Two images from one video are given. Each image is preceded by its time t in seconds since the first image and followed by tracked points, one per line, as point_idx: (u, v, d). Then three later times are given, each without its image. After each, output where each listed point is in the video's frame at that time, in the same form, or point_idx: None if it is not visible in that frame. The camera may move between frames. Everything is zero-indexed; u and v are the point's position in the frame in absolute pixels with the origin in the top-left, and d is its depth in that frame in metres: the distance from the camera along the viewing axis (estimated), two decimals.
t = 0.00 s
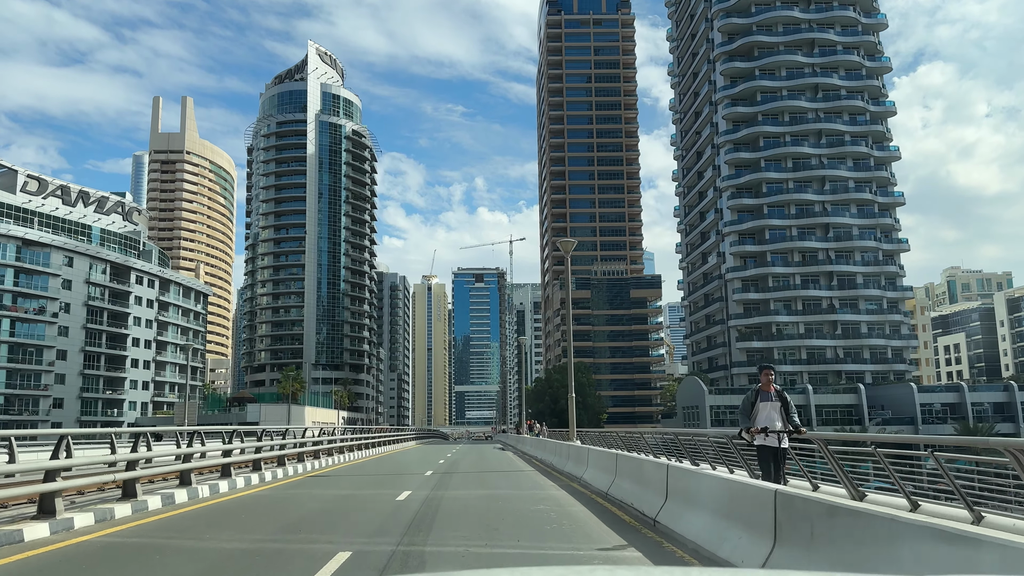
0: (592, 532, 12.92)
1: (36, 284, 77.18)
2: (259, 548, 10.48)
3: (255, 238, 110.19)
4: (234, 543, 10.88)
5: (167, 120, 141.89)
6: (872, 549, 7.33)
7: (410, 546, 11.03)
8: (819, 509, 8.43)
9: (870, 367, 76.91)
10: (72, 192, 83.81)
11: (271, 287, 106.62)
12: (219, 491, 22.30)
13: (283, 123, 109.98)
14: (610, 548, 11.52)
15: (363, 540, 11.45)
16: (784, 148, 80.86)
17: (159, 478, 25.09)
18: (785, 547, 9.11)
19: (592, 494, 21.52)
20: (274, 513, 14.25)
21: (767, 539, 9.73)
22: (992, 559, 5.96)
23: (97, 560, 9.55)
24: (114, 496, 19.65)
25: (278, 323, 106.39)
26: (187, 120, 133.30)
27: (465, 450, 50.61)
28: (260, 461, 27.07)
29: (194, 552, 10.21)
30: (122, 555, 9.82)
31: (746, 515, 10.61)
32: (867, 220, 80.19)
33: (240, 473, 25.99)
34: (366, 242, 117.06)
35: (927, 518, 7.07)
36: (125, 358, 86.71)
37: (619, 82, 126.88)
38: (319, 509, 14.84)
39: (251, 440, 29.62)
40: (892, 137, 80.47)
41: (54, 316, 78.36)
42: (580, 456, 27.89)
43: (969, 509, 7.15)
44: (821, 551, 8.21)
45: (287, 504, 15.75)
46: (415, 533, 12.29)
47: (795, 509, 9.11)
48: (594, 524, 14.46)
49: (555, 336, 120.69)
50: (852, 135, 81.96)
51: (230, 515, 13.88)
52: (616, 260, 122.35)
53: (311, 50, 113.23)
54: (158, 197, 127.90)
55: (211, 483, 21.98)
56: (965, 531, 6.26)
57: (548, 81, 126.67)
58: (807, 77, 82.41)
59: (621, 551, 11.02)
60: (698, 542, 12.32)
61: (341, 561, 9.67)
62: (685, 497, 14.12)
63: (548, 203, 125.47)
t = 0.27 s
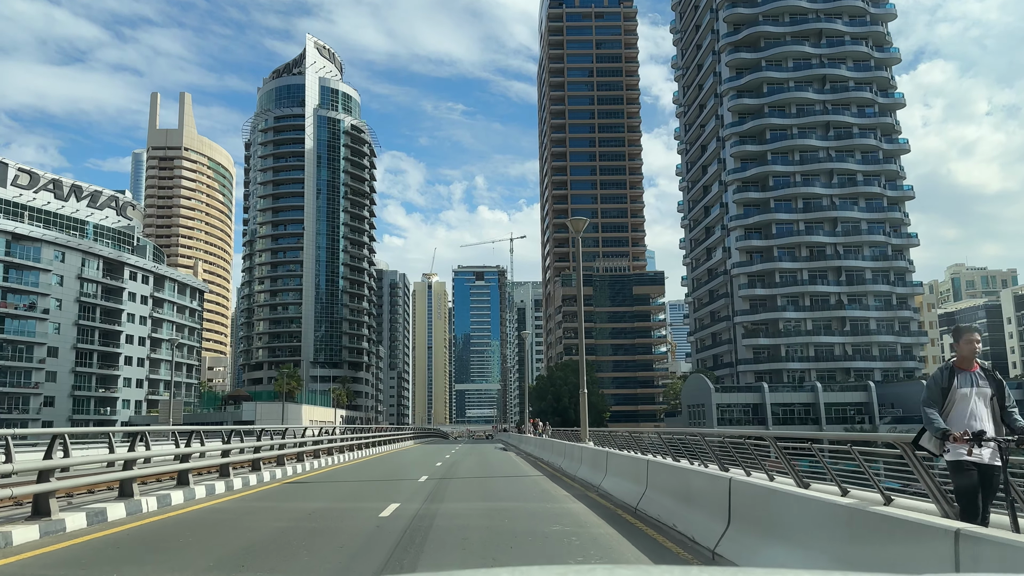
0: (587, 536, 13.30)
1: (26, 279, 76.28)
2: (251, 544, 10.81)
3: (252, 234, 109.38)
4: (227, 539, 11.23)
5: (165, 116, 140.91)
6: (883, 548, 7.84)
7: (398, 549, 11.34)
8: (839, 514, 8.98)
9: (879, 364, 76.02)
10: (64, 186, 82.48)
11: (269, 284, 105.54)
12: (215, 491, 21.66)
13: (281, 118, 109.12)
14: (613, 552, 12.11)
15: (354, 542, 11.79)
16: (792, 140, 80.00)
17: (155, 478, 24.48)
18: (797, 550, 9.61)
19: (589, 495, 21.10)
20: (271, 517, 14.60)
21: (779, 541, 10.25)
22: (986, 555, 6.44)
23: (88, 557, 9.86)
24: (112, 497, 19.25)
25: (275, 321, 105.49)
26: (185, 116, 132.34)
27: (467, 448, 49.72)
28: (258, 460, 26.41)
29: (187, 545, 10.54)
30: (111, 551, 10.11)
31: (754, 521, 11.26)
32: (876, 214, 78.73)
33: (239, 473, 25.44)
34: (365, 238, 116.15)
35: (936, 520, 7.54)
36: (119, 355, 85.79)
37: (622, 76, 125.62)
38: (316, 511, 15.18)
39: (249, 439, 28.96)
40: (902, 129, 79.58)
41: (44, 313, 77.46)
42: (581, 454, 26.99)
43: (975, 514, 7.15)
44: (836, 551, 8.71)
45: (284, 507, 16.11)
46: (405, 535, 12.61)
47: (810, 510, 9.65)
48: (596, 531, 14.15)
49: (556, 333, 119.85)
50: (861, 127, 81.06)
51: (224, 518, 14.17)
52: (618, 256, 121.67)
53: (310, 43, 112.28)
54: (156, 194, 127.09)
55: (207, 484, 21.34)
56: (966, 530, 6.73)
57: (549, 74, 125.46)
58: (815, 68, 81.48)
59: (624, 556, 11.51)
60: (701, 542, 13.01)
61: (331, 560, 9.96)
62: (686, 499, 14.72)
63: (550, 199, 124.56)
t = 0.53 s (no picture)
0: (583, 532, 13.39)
1: (16, 275, 75.26)
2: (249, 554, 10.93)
3: (250, 231, 108.50)
4: (228, 545, 11.38)
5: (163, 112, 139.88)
6: (884, 545, 7.89)
7: (397, 553, 11.44)
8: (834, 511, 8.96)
9: (888, 362, 75.16)
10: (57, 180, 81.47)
11: (267, 281, 104.77)
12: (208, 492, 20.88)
13: (280, 113, 108.25)
14: (607, 548, 12.14)
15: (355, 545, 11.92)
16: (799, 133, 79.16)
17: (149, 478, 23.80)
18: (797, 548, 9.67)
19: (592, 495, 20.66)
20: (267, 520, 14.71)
21: (778, 536, 10.27)
22: (996, 555, 6.54)
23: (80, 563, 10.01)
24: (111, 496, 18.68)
25: (273, 318, 104.56)
26: (183, 113, 131.38)
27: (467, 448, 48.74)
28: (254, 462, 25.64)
29: (185, 555, 10.69)
30: (97, 559, 10.26)
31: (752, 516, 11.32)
32: (885, 209, 78.38)
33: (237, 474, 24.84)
34: (365, 235, 115.26)
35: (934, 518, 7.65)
36: (110, 353, 85.06)
37: (624, 70, 124.70)
38: (318, 513, 15.28)
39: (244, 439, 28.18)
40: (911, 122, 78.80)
41: (35, 309, 76.50)
42: (585, 456, 25.95)
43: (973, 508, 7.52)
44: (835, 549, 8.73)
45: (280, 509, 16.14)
46: (406, 537, 12.74)
47: (806, 511, 9.74)
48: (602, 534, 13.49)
49: (558, 330, 119.10)
50: (870, 120, 80.29)
51: (224, 518, 13.99)
52: (620, 252, 121.25)
53: (309, 37, 111.35)
54: (154, 191, 126.17)
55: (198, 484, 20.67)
56: (969, 531, 6.88)
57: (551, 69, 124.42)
58: (822, 60, 80.90)
59: (621, 553, 11.60)
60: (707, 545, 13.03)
61: (323, 571, 10.04)
62: (690, 499, 14.72)
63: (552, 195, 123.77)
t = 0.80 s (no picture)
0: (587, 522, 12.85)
1: (6, 270, 74.38)
2: (262, 532, 10.47)
3: (248, 228, 107.52)
4: (242, 525, 10.91)
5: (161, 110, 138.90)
6: (866, 547, 7.16)
7: (413, 531, 10.97)
8: (816, 508, 8.18)
9: (899, 360, 74.06)
10: (48, 175, 80.61)
11: (265, 279, 103.91)
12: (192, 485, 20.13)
13: (278, 107, 107.37)
14: (604, 537, 11.57)
15: (365, 525, 11.45)
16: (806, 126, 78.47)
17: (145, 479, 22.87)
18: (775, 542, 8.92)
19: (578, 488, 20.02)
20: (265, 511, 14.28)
21: (759, 529, 9.48)
22: (991, 556, 5.83)
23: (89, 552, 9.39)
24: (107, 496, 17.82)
25: (270, 316, 103.57)
26: (181, 110, 130.44)
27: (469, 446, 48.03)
28: (253, 462, 24.76)
29: (196, 536, 10.19)
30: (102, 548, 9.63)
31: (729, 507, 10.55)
32: (895, 203, 77.48)
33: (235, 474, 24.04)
34: (363, 232, 114.36)
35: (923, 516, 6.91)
36: (104, 350, 84.24)
37: (627, 65, 123.74)
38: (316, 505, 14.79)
39: (242, 439, 27.34)
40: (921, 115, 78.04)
41: (25, 305, 75.66)
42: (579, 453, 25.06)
43: (964, 509, 7.23)
44: (818, 547, 7.95)
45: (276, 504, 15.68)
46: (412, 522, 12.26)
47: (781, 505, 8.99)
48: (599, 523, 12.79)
49: (560, 329, 118.26)
50: (879, 112, 79.53)
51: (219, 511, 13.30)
52: (623, 249, 120.27)
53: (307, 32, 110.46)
54: (152, 188, 125.30)
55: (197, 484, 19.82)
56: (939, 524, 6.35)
57: (553, 63, 123.38)
58: (830, 51, 80.06)
59: (616, 545, 10.83)
60: (678, 527, 12.40)
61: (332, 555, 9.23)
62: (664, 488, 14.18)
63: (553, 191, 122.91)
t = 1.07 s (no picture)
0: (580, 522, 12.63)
1: None
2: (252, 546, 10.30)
3: (244, 225, 106.61)
4: (220, 540, 10.64)
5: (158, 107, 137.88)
6: (860, 545, 7.04)
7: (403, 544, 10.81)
8: (811, 508, 7.94)
9: (911, 358, 73.05)
10: (39, 168, 80.08)
11: (262, 276, 103.08)
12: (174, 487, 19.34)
13: (276, 102, 106.60)
14: (596, 537, 11.36)
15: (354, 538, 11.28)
16: (814, 119, 77.53)
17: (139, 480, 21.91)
18: (765, 538, 8.70)
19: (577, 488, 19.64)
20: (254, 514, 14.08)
21: (746, 529, 9.34)
22: (993, 559, 5.64)
23: (73, 563, 9.25)
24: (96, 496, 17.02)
25: (267, 314, 102.71)
26: (179, 106, 129.40)
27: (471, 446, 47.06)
28: (252, 463, 23.85)
29: (169, 552, 9.99)
30: (89, 559, 9.51)
31: (721, 504, 10.30)
32: (905, 197, 76.64)
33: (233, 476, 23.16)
34: (362, 229, 113.47)
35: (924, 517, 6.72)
36: (96, 347, 83.31)
37: (630, 59, 122.78)
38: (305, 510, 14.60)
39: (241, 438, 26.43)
40: (932, 108, 77.21)
41: (13, 301, 74.70)
42: (578, 452, 24.13)
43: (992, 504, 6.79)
44: (812, 546, 7.73)
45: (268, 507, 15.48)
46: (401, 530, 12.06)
47: (775, 505, 8.76)
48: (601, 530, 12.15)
49: (562, 327, 117.39)
50: (889, 104, 78.63)
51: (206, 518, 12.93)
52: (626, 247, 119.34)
53: (305, 25, 109.52)
54: (149, 185, 124.42)
55: (192, 486, 19.02)
56: (937, 522, 6.29)
57: (555, 58, 122.38)
58: (839, 42, 79.21)
59: (608, 547, 10.42)
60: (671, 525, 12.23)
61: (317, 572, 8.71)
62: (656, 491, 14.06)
63: (554, 188, 122.15)
